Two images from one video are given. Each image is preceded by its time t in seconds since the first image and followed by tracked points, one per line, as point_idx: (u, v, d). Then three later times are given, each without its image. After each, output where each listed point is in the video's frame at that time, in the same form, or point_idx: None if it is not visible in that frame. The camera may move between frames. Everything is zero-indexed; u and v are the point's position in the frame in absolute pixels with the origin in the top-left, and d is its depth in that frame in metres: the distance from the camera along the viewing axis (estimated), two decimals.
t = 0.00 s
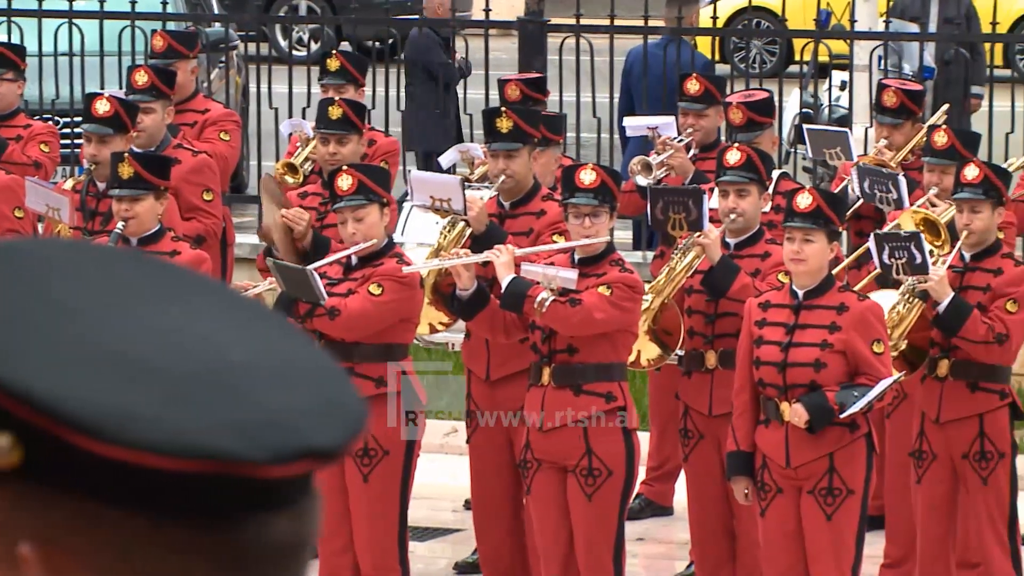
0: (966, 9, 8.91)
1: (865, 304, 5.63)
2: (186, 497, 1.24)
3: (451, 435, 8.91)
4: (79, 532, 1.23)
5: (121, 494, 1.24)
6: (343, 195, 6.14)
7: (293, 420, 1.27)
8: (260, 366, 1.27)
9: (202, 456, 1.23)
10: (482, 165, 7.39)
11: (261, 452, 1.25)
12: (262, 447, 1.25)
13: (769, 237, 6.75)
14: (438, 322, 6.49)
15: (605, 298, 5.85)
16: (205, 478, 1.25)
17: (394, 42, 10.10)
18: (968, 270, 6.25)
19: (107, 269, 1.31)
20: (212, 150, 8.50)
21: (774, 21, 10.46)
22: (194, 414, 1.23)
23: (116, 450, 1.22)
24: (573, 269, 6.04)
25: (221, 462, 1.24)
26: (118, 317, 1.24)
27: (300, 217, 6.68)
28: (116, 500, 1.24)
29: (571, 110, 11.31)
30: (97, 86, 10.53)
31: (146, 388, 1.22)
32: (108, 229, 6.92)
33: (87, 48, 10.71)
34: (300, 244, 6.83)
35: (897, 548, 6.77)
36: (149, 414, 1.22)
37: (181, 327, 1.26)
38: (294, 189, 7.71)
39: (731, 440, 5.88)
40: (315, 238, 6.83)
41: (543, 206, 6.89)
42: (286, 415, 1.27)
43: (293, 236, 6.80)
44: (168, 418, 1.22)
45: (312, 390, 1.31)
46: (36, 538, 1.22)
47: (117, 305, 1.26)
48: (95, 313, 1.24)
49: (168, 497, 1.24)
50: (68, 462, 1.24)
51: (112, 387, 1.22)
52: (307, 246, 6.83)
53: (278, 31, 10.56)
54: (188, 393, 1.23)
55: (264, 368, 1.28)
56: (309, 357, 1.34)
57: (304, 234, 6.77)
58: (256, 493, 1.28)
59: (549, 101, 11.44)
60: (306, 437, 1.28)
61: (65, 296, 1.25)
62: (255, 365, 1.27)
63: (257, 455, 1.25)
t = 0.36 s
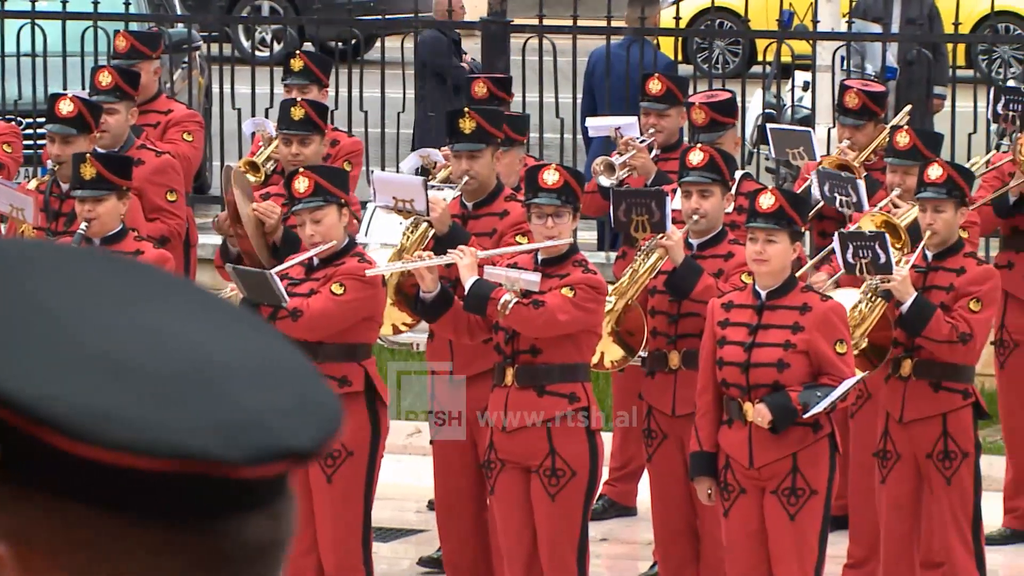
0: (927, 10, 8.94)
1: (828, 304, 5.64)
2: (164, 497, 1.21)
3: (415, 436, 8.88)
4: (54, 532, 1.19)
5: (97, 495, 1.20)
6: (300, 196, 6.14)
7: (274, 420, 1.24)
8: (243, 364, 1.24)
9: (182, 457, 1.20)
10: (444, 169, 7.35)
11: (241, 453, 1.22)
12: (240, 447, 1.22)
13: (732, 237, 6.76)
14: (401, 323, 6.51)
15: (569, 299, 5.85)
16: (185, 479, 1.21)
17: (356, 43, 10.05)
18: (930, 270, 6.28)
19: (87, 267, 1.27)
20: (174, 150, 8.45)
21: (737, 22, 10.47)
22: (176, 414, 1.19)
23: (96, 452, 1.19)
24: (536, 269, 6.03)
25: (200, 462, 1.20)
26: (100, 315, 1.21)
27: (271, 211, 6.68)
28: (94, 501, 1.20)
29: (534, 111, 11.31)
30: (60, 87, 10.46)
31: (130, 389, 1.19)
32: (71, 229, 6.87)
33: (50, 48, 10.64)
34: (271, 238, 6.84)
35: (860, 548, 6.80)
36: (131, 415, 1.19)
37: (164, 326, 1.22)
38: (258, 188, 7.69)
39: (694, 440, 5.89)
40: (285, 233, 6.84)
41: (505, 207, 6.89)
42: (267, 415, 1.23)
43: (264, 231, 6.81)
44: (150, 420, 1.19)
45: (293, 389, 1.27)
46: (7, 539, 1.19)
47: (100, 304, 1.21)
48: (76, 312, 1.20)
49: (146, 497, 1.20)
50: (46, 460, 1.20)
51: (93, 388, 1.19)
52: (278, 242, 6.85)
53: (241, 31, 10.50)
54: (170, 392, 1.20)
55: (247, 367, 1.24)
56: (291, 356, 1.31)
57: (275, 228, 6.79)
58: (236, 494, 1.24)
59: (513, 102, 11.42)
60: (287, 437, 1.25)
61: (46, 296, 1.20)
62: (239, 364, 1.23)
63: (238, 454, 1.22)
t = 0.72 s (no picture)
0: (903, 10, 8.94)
1: (804, 304, 5.65)
2: (143, 496, 1.12)
3: (391, 436, 8.87)
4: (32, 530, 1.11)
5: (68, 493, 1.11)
6: (275, 198, 6.13)
7: (255, 422, 1.13)
8: (224, 364, 1.13)
9: (161, 462, 1.10)
10: (419, 168, 7.34)
11: (223, 456, 1.12)
12: (223, 450, 1.11)
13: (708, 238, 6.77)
14: (378, 324, 6.53)
15: (545, 300, 5.85)
16: (164, 481, 1.11)
17: (330, 44, 10.03)
18: (906, 271, 6.31)
19: (61, 259, 1.16)
20: (150, 151, 8.41)
21: (710, 23, 10.53)
22: (154, 415, 1.10)
23: (73, 453, 1.09)
24: (512, 270, 6.03)
25: (178, 466, 1.10)
26: (76, 313, 1.10)
27: (241, 204, 6.72)
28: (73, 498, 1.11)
29: (508, 112, 11.32)
30: (34, 88, 10.42)
31: (103, 390, 1.09)
32: (46, 230, 6.84)
33: (24, 49, 10.59)
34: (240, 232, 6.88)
35: (837, 548, 6.82)
36: (109, 415, 1.09)
37: (142, 327, 1.11)
38: (233, 189, 7.67)
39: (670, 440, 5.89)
40: (254, 227, 6.88)
41: (481, 207, 6.89)
42: (248, 417, 1.13)
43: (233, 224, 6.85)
44: (127, 420, 1.09)
45: (276, 391, 1.16)
46: None
47: (72, 300, 1.11)
48: (54, 308, 1.10)
49: (125, 497, 1.12)
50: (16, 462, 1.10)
51: (67, 388, 1.09)
52: (246, 236, 6.88)
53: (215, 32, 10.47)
54: (148, 393, 1.10)
55: (229, 367, 1.13)
56: (275, 359, 1.20)
57: (245, 221, 6.83)
58: (218, 496, 1.14)
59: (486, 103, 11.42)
60: (268, 441, 1.14)
61: (14, 288, 1.10)
62: (220, 364, 1.13)
63: (220, 458, 1.11)
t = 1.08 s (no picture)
0: (873, 11, 8.95)
1: (772, 304, 5.66)
2: (108, 497, 1.10)
3: (360, 437, 8.84)
4: None
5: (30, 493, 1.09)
6: (246, 197, 6.08)
7: (217, 424, 1.10)
8: (186, 365, 1.11)
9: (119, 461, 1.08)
10: (388, 168, 7.32)
11: (183, 456, 1.10)
12: (181, 450, 1.09)
13: (678, 238, 6.78)
14: (346, 325, 6.46)
15: (514, 300, 5.84)
16: (123, 482, 1.10)
17: (300, 44, 10.00)
18: (876, 271, 6.32)
19: (25, 259, 1.15)
20: (120, 152, 8.37)
21: (680, 23, 10.52)
22: (115, 415, 1.08)
23: (31, 451, 1.08)
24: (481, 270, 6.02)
25: (138, 466, 1.09)
26: (39, 314, 1.09)
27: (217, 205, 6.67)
28: (41, 500, 1.10)
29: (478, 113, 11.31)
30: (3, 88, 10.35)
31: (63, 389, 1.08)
32: (14, 230, 6.80)
33: None
34: (216, 234, 6.81)
35: (806, 548, 6.84)
36: (67, 414, 1.08)
37: (103, 329, 1.10)
38: (202, 189, 7.64)
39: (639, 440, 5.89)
40: (230, 229, 6.82)
41: (450, 208, 6.89)
42: (210, 418, 1.10)
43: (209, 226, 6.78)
44: (89, 421, 1.08)
45: (239, 392, 1.13)
46: None
47: (36, 298, 1.10)
48: (17, 309, 1.09)
49: (93, 499, 1.10)
50: None
51: (30, 388, 1.07)
52: (222, 238, 6.82)
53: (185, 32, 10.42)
54: (108, 396, 1.08)
55: (190, 368, 1.11)
56: (239, 360, 1.17)
57: (221, 223, 6.76)
58: (180, 497, 1.12)
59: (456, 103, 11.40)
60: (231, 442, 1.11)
61: None
62: (183, 362, 1.11)
63: (180, 458, 1.09)
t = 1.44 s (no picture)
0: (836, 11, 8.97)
1: (736, 304, 5.67)
2: (69, 496, 1.12)
3: (323, 437, 8.82)
4: None
5: None
6: (208, 197, 6.06)
7: (177, 427, 1.11)
8: (147, 367, 1.12)
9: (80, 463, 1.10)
10: (351, 168, 7.30)
11: (143, 459, 1.11)
12: (141, 453, 1.11)
13: (641, 239, 6.78)
14: (309, 326, 6.42)
15: (478, 301, 5.83)
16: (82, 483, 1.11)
17: (263, 44, 9.95)
18: (839, 271, 6.35)
19: None
20: (82, 153, 8.31)
21: (644, 24, 10.52)
22: (75, 417, 1.09)
23: None
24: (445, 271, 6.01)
25: (97, 468, 1.10)
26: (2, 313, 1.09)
27: (178, 212, 6.60)
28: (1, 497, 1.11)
29: (441, 114, 11.28)
30: None
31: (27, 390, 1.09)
32: None
33: None
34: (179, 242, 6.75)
35: (769, 547, 6.86)
36: (27, 416, 1.09)
37: (65, 330, 1.10)
38: (164, 190, 7.60)
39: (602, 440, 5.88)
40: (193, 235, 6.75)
41: (413, 208, 6.86)
42: (169, 422, 1.11)
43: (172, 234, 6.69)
44: (49, 424, 1.09)
45: (199, 392, 1.14)
46: None
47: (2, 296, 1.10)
48: None
49: (52, 497, 1.12)
50: None
51: None
52: (185, 245, 6.75)
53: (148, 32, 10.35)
54: (68, 398, 1.09)
55: (150, 369, 1.12)
56: (201, 359, 1.17)
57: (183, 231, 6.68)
58: (139, 497, 1.14)
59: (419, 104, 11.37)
60: (190, 445, 1.12)
61: None
62: (144, 365, 1.12)
63: (139, 460, 1.11)
